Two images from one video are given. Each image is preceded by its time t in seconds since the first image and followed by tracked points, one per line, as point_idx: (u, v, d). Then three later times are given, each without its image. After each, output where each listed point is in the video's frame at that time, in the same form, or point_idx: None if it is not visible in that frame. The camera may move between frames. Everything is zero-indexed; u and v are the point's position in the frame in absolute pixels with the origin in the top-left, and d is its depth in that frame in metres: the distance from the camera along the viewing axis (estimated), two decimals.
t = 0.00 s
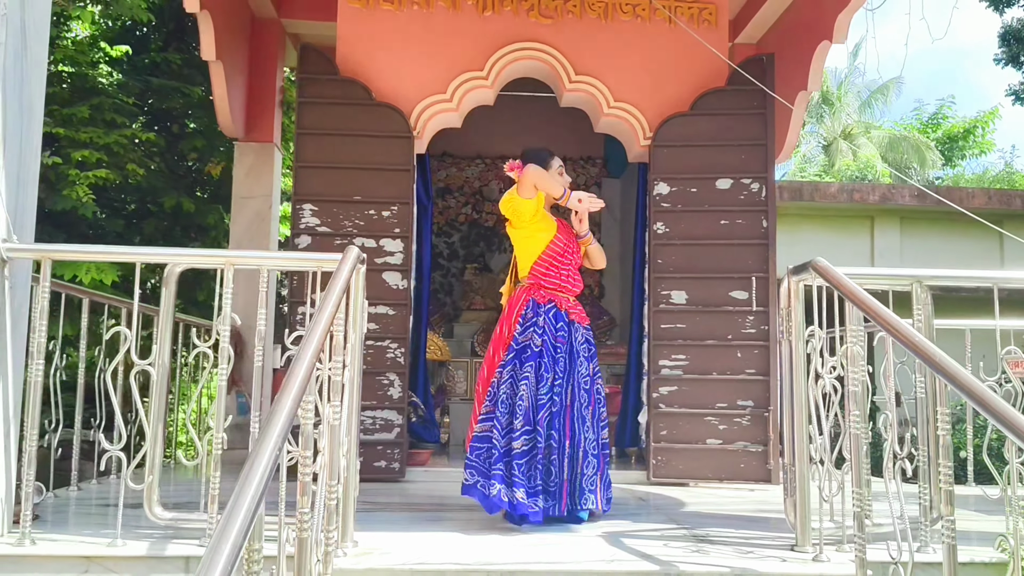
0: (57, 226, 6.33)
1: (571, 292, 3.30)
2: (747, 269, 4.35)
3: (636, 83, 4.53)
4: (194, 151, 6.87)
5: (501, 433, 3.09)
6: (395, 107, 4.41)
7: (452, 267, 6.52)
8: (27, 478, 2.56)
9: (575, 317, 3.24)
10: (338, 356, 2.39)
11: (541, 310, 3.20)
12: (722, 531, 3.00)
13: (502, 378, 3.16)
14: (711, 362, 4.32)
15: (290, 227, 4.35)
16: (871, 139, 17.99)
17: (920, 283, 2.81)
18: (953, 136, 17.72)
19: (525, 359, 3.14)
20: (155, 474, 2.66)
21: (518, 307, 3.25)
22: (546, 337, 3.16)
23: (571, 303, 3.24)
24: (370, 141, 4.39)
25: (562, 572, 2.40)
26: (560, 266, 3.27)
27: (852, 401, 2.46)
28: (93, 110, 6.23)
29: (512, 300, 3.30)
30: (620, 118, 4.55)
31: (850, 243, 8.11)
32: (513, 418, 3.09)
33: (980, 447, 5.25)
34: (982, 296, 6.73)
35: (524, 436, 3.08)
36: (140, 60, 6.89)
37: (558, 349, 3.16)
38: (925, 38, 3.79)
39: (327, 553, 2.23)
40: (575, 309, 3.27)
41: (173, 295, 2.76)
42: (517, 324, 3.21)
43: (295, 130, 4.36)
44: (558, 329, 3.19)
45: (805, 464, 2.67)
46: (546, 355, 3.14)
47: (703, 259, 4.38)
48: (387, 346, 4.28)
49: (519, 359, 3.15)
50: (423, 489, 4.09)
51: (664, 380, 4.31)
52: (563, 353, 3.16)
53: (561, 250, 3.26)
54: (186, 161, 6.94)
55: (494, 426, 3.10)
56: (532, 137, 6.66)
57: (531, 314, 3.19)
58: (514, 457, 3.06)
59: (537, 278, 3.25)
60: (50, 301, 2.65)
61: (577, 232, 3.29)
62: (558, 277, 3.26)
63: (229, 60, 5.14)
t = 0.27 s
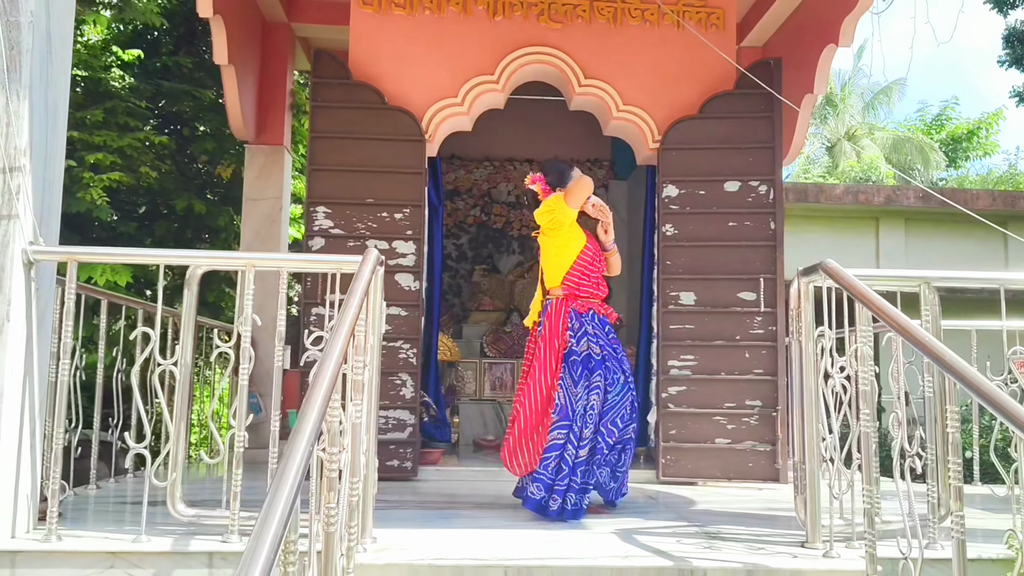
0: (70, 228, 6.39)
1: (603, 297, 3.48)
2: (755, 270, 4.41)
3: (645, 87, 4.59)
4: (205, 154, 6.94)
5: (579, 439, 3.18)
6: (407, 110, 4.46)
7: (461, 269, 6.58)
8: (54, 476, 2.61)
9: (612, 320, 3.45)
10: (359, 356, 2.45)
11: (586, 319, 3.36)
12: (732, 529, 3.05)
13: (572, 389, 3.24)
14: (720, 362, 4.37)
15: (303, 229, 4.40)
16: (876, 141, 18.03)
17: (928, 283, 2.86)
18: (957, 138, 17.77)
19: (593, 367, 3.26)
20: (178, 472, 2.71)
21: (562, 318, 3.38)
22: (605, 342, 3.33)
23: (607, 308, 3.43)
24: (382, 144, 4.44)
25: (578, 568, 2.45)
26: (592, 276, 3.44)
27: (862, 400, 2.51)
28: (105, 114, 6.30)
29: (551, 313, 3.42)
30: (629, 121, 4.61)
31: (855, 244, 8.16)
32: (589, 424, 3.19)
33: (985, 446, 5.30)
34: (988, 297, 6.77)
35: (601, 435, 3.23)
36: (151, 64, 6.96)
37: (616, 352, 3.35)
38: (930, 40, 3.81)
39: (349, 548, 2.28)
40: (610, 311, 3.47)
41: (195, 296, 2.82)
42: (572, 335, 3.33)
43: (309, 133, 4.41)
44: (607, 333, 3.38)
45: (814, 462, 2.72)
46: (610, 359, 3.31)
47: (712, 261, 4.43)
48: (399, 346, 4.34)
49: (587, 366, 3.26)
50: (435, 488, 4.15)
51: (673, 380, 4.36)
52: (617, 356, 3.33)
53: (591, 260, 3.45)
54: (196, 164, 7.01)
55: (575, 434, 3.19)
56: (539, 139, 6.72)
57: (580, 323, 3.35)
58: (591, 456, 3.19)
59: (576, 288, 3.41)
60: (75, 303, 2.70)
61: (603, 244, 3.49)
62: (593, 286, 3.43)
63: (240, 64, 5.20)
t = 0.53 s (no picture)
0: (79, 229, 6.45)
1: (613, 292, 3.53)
2: (758, 270, 4.46)
3: (649, 89, 4.64)
4: (212, 155, 7.01)
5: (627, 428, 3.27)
6: (414, 112, 4.52)
7: (465, 269, 6.65)
8: (71, 471, 2.67)
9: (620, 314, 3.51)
10: (370, 352, 2.51)
11: (592, 313, 3.43)
12: (736, 523, 3.10)
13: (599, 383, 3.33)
14: (723, 361, 4.42)
15: (312, 229, 4.46)
16: (879, 142, 18.06)
17: (927, 282, 2.90)
18: (960, 138, 17.82)
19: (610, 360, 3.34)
20: (193, 467, 2.77)
21: (569, 313, 3.47)
22: (611, 336, 3.41)
23: (616, 303, 3.48)
24: (389, 145, 4.50)
25: (585, 560, 2.51)
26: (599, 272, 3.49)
27: (863, 396, 2.56)
28: (114, 115, 6.36)
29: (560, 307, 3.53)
30: (633, 122, 4.66)
31: (858, 244, 8.21)
32: (620, 414, 3.28)
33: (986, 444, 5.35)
34: (990, 296, 6.82)
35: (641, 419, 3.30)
36: (159, 65, 7.02)
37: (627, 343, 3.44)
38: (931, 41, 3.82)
39: (362, 539, 2.34)
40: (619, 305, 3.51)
41: (208, 295, 2.87)
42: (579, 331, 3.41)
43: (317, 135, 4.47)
44: (615, 327, 3.45)
45: (816, 457, 2.77)
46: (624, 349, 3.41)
47: (716, 260, 4.48)
48: (406, 345, 4.40)
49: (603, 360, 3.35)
50: (442, 484, 4.20)
51: (677, 378, 4.42)
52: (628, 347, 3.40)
53: (602, 257, 3.49)
54: (204, 165, 7.07)
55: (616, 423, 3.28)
56: (543, 140, 6.78)
57: (587, 319, 3.41)
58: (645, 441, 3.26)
59: (582, 284, 3.48)
60: (91, 302, 2.75)
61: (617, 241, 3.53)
62: (600, 283, 3.49)
63: (248, 66, 5.26)
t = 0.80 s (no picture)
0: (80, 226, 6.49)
1: (617, 283, 3.53)
2: (754, 266, 4.49)
3: (646, 87, 4.67)
4: (212, 153, 7.05)
5: (566, 402, 3.28)
6: (412, 110, 4.55)
7: (464, 267, 6.68)
8: (70, 463, 2.70)
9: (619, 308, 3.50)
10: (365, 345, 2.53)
11: (593, 297, 3.45)
12: (728, 517, 3.13)
13: (558, 355, 3.39)
14: (719, 357, 4.44)
15: (311, 226, 4.49)
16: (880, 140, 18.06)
17: (918, 277, 2.93)
18: (962, 136, 17.82)
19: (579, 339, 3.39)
20: (190, 460, 2.80)
21: (569, 290, 3.48)
22: (607, 322, 3.44)
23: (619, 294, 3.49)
24: (387, 143, 4.53)
25: (578, 551, 2.54)
26: (603, 259, 3.51)
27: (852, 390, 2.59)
28: (114, 114, 6.40)
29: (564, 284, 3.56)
30: (631, 120, 4.68)
31: (857, 242, 8.23)
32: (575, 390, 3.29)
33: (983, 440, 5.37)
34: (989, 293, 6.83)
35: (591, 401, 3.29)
36: (159, 64, 7.06)
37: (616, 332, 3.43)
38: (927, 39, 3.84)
39: (356, 531, 2.37)
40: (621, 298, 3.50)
41: (206, 291, 2.91)
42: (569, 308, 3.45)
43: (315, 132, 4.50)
44: (611, 317, 3.46)
45: (807, 451, 2.80)
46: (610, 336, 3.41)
47: (712, 257, 4.51)
48: (404, 341, 4.43)
49: (573, 336, 3.39)
50: (439, 479, 4.24)
51: (672, 374, 4.45)
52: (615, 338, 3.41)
53: (609, 248, 3.53)
54: (204, 163, 7.11)
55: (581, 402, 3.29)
56: (542, 139, 6.80)
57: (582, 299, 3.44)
58: (580, 419, 3.25)
59: (585, 269, 3.49)
60: (90, 297, 2.79)
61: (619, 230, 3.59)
62: (606, 271, 3.50)
63: (248, 65, 5.30)
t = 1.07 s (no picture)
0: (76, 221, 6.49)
1: (607, 273, 3.49)
2: (746, 260, 4.49)
3: (639, 81, 4.66)
4: (208, 148, 7.06)
5: (516, 370, 3.31)
6: (404, 104, 4.55)
7: (460, 261, 6.67)
8: (57, 455, 2.71)
9: (607, 298, 3.45)
10: (349, 338, 2.54)
11: (579, 281, 3.43)
12: (716, 509, 3.13)
13: (526, 329, 3.41)
14: (711, 351, 4.44)
15: (303, 220, 4.49)
16: (882, 135, 18.01)
17: (905, 270, 2.93)
18: (964, 132, 17.78)
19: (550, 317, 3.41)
20: (177, 453, 2.80)
21: (558, 271, 3.48)
22: (589, 307, 3.41)
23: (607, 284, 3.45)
24: (379, 137, 4.53)
25: (562, 543, 2.54)
26: (595, 246, 3.49)
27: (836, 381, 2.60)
28: (109, 109, 6.41)
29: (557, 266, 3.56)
30: (624, 114, 4.68)
31: (855, 237, 8.22)
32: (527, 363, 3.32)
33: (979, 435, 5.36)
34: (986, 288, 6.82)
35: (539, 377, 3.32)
36: (155, 59, 7.07)
37: (595, 321, 3.39)
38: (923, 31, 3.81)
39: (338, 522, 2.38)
40: (608, 288, 3.46)
41: (193, 283, 2.91)
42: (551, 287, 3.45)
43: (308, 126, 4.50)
44: (595, 304, 3.42)
45: (793, 443, 2.80)
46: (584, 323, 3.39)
47: (704, 251, 4.51)
48: (396, 335, 4.43)
49: (547, 314, 3.39)
50: (431, 473, 4.24)
51: (664, 368, 4.45)
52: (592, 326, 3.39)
53: (602, 237, 3.51)
54: (200, 159, 7.12)
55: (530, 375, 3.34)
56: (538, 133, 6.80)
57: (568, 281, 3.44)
58: (520, 389, 3.28)
59: (573, 254, 3.48)
60: (77, 290, 2.80)
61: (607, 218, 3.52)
62: (596, 259, 3.48)
63: (242, 59, 5.30)
